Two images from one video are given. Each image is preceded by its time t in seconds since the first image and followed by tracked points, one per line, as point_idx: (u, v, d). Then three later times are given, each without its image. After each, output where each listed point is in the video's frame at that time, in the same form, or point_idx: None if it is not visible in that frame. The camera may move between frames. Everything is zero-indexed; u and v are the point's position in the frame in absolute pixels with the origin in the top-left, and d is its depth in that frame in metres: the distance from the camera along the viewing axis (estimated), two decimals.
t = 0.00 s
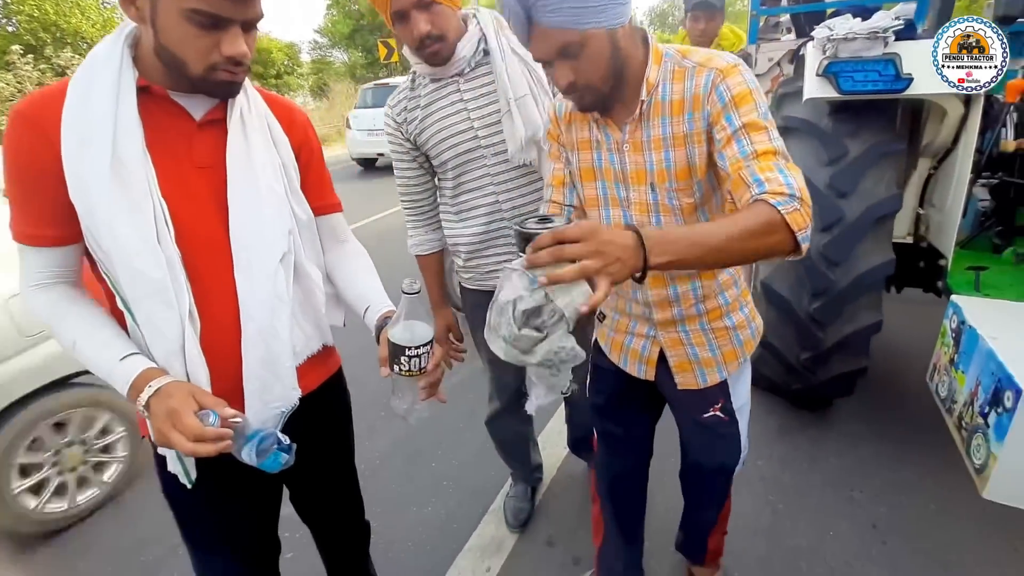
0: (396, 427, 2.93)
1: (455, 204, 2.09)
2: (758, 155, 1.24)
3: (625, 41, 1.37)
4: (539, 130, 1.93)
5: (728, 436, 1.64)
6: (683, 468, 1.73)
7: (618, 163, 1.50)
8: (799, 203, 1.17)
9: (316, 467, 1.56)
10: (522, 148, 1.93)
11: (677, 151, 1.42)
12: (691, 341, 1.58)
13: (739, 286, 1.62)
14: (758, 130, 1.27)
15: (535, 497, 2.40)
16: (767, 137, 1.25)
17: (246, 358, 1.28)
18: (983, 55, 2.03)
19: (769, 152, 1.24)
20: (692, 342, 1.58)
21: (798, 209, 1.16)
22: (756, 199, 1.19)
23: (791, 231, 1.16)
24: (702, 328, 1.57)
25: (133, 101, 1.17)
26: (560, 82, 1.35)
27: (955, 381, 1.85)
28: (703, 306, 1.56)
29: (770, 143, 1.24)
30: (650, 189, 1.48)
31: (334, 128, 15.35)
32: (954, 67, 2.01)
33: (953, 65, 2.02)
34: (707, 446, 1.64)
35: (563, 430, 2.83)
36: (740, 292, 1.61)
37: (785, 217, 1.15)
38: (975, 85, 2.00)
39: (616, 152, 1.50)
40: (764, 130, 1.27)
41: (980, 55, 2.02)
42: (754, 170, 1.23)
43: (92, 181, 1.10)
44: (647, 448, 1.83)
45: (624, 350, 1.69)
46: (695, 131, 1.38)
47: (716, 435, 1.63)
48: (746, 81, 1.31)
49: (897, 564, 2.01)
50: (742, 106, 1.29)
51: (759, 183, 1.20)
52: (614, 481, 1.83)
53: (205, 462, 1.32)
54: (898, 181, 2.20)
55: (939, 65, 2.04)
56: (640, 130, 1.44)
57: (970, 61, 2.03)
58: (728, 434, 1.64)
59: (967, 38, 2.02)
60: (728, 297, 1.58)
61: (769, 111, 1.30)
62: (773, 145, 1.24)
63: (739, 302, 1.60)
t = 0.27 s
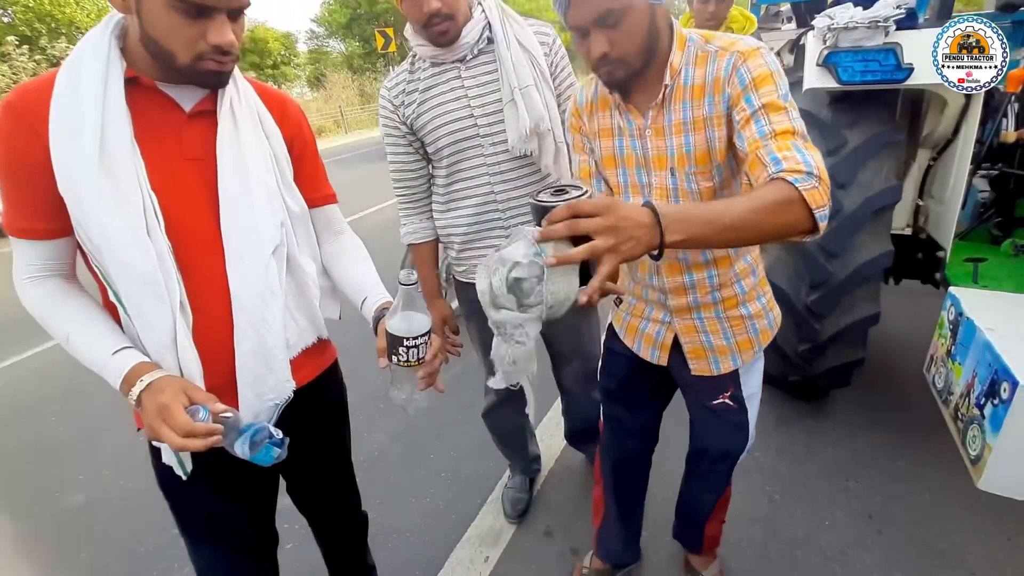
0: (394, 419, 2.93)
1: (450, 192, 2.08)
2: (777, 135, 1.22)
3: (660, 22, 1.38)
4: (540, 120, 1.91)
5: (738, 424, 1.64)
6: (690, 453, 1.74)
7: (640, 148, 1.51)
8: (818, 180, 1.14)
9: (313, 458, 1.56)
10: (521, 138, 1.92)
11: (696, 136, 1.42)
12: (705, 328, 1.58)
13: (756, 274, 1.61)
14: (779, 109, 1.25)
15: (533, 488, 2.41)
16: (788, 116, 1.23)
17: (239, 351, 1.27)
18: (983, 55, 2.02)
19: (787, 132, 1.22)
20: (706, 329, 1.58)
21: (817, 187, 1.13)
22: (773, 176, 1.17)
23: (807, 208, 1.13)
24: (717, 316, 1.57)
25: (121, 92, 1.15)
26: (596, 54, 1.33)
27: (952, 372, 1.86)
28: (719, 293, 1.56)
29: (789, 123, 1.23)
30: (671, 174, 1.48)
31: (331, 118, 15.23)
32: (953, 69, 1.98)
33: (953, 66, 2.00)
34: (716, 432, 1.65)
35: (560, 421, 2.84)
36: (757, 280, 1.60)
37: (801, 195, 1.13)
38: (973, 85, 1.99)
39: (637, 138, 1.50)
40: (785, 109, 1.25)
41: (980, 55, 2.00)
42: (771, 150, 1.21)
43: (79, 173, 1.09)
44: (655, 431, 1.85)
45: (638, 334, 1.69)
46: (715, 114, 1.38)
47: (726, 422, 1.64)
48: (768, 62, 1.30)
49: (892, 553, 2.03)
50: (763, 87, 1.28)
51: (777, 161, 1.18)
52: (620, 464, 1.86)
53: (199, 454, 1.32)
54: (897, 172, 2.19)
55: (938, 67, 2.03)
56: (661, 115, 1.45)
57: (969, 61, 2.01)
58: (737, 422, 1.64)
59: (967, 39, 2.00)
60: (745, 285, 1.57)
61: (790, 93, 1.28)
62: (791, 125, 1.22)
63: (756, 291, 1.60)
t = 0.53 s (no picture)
0: (395, 412, 2.94)
1: (450, 184, 2.08)
2: (774, 130, 1.23)
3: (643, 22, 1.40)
4: (544, 114, 1.91)
5: (751, 410, 1.65)
6: (700, 441, 1.76)
7: (637, 150, 1.50)
8: (818, 173, 1.15)
9: (316, 450, 1.57)
10: (523, 130, 1.92)
11: (689, 134, 1.41)
12: (716, 317, 1.58)
13: (764, 259, 1.61)
14: (772, 104, 1.25)
15: (533, 480, 2.43)
16: (781, 111, 1.24)
17: (239, 343, 1.28)
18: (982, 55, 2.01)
19: (784, 126, 1.23)
20: (718, 318, 1.58)
21: (818, 180, 1.15)
22: (774, 173, 1.18)
23: (812, 203, 1.15)
24: (729, 304, 1.57)
25: (118, 83, 1.15)
26: (581, 58, 1.36)
27: (951, 364, 1.86)
28: (729, 282, 1.55)
29: (784, 117, 1.23)
30: (670, 171, 1.47)
31: (329, 110, 15.15)
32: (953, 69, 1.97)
33: (953, 65, 1.99)
34: (727, 417, 1.67)
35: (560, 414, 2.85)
36: (765, 266, 1.60)
37: (806, 190, 1.14)
38: (973, 86, 1.99)
39: (633, 140, 1.49)
40: (778, 104, 1.25)
41: (980, 55, 1.99)
42: (770, 146, 1.22)
43: (76, 165, 1.09)
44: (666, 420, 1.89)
45: (649, 325, 1.71)
46: (708, 111, 1.38)
47: (739, 409, 1.65)
48: (757, 57, 1.31)
49: (889, 543, 2.04)
50: (755, 82, 1.28)
51: (778, 157, 1.19)
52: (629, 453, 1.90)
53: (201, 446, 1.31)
54: (898, 164, 2.19)
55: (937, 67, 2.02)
56: (655, 115, 1.44)
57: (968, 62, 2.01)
58: (749, 409, 1.65)
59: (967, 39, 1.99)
60: (754, 271, 1.56)
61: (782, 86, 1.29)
62: (787, 119, 1.23)
63: (765, 276, 1.60)
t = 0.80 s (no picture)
0: (395, 407, 2.95)
1: (449, 177, 2.07)
2: (747, 119, 1.23)
3: (612, 24, 1.39)
4: (546, 108, 1.93)
5: (747, 401, 1.66)
6: (698, 433, 1.77)
7: (622, 148, 1.51)
8: (792, 160, 1.16)
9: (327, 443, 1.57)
10: (524, 125, 1.92)
11: (671, 130, 1.42)
12: (711, 309, 1.59)
13: (755, 249, 1.61)
14: (745, 95, 1.26)
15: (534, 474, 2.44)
16: (755, 101, 1.24)
17: (257, 332, 1.28)
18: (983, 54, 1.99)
19: (757, 116, 1.23)
20: (712, 309, 1.58)
21: (790, 167, 1.15)
22: (748, 162, 1.19)
23: (785, 190, 1.16)
24: (721, 296, 1.57)
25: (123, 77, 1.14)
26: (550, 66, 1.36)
27: (950, 357, 1.87)
28: (720, 274, 1.55)
29: (757, 107, 1.24)
30: (654, 168, 1.48)
31: (327, 104, 15.08)
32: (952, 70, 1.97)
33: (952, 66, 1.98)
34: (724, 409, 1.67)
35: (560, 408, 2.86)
36: (757, 256, 1.60)
37: (777, 177, 1.15)
38: (973, 86, 1.98)
39: (618, 139, 1.50)
40: (751, 94, 1.25)
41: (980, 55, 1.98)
42: (743, 135, 1.22)
43: (86, 159, 1.08)
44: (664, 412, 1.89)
45: (645, 320, 1.72)
46: (686, 106, 1.38)
47: (736, 400, 1.65)
48: (729, 49, 1.31)
49: (888, 535, 2.06)
50: (727, 74, 1.29)
51: (749, 146, 1.20)
52: (628, 444, 1.91)
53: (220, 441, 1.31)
54: (899, 158, 2.19)
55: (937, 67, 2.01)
56: (637, 112, 1.44)
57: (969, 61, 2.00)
58: (746, 400, 1.66)
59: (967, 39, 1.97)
60: (745, 262, 1.57)
61: (755, 76, 1.29)
62: (760, 109, 1.23)
63: (757, 267, 1.60)
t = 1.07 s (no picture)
0: (397, 401, 2.95)
1: (449, 172, 2.07)
2: (707, 103, 1.24)
3: (588, 20, 1.39)
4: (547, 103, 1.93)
5: (728, 399, 1.66)
6: (687, 431, 1.77)
7: (602, 140, 1.52)
8: (746, 141, 1.16)
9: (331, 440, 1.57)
10: (524, 120, 1.91)
11: (647, 122, 1.43)
12: (694, 303, 1.59)
13: (739, 243, 1.60)
14: (706, 81, 1.25)
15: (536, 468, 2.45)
16: (717, 86, 1.24)
17: (269, 330, 1.31)
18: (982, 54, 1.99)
19: (718, 100, 1.23)
20: (696, 304, 1.58)
21: (743, 148, 1.15)
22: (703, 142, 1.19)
23: (736, 171, 1.15)
24: (704, 289, 1.57)
25: (116, 74, 1.13)
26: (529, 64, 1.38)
27: (951, 351, 1.88)
28: (702, 268, 1.55)
29: (719, 93, 1.24)
30: (632, 161, 1.49)
31: (326, 99, 15.02)
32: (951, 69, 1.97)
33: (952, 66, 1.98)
34: (708, 406, 1.68)
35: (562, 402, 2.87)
36: (740, 250, 1.59)
37: (728, 155, 1.15)
38: (973, 87, 1.97)
39: (599, 131, 1.51)
40: (714, 80, 1.25)
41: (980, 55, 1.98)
42: (702, 118, 1.23)
43: (85, 157, 1.08)
44: (657, 408, 1.90)
45: (631, 315, 1.72)
46: (660, 97, 1.39)
47: (718, 396, 1.66)
48: (697, 37, 1.31)
49: (888, 528, 2.07)
50: (693, 61, 1.29)
51: (706, 129, 1.20)
52: (624, 439, 1.92)
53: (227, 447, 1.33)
54: (901, 152, 2.18)
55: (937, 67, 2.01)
56: (616, 105, 1.45)
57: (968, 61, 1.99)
58: (729, 397, 1.66)
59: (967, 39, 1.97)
60: (728, 257, 1.56)
61: (721, 63, 1.28)
62: (722, 94, 1.23)
63: (740, 260, 1.59)
